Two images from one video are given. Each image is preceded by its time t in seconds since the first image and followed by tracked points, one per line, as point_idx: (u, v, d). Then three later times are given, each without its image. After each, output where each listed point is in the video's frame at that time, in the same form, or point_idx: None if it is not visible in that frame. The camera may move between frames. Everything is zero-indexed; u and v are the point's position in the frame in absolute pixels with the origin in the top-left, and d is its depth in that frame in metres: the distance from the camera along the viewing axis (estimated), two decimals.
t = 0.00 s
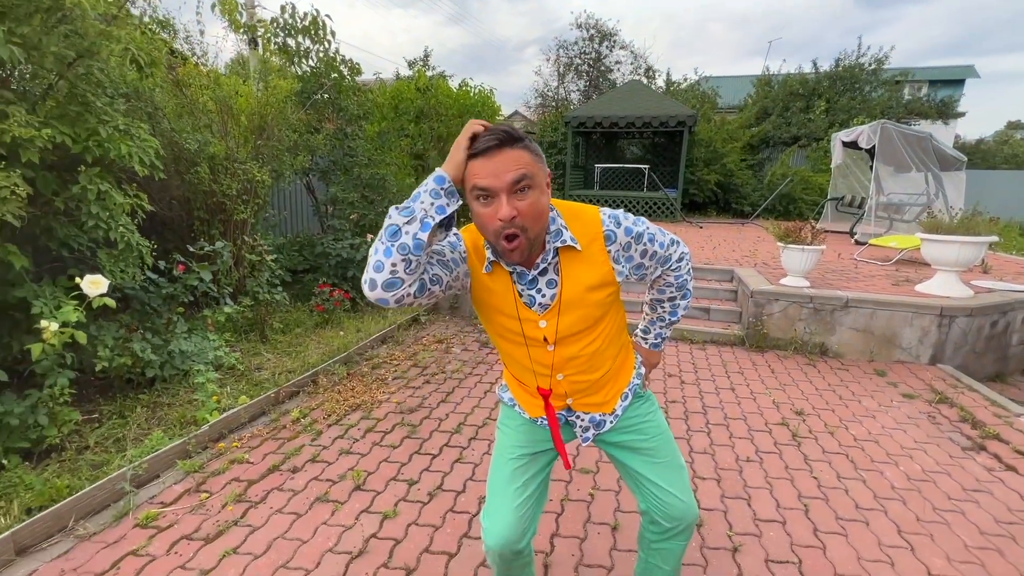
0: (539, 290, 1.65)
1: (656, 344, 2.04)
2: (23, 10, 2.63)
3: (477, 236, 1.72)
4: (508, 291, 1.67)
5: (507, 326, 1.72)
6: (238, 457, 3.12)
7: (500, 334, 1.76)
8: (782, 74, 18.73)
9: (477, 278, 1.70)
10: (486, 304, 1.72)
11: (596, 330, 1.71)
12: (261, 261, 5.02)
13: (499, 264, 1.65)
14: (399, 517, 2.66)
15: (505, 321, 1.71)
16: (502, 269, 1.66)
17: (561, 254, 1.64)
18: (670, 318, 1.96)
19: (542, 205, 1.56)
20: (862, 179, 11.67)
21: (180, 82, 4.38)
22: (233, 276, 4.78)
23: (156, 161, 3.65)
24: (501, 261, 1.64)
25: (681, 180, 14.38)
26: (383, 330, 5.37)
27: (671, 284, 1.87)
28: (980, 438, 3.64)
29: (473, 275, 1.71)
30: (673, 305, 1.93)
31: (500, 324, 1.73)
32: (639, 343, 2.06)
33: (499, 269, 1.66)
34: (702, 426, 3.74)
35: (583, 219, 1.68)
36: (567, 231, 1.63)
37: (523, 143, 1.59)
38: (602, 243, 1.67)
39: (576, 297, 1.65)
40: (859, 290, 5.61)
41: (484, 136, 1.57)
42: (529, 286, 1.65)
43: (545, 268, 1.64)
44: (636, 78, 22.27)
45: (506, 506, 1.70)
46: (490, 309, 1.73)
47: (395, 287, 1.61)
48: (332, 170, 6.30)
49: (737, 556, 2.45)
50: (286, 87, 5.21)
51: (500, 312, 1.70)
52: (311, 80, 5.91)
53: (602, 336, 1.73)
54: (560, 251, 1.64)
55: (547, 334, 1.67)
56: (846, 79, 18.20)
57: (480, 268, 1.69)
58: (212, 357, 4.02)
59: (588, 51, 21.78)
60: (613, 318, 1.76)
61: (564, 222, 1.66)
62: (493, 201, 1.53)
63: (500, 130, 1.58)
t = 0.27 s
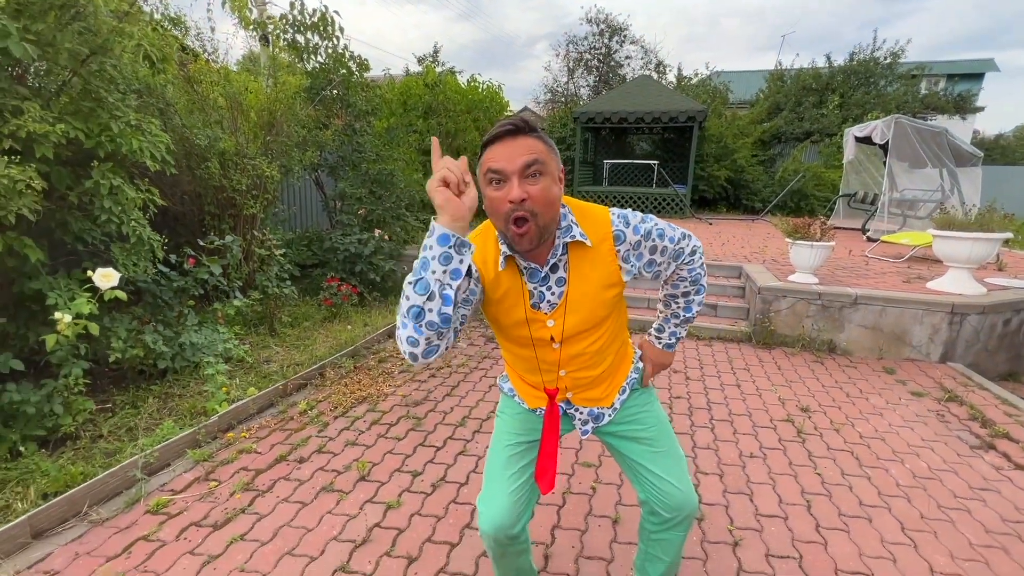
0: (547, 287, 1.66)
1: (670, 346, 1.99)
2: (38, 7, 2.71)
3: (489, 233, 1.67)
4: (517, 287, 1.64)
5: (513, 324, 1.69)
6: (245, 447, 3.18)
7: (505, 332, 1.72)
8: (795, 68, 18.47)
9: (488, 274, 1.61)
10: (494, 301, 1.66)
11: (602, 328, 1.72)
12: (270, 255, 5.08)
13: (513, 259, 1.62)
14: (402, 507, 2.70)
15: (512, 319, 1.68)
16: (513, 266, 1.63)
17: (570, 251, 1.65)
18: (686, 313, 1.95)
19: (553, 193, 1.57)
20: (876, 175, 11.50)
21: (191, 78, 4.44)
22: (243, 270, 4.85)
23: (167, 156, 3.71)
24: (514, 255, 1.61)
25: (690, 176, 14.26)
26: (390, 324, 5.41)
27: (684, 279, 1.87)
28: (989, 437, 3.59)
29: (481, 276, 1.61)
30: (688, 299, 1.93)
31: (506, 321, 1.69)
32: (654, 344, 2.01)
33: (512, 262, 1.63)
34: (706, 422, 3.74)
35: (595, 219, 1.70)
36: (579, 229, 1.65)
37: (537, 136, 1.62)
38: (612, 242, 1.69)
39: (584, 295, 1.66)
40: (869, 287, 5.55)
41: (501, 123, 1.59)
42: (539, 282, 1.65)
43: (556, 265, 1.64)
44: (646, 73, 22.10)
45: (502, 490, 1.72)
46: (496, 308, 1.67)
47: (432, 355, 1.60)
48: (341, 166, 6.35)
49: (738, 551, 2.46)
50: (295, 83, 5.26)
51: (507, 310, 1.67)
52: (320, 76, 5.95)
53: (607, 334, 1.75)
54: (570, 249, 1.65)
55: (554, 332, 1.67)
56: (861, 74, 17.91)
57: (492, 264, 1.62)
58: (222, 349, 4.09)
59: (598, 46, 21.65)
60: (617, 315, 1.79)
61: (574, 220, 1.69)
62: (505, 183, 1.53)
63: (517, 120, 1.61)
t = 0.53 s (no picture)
0: (546, 279, 1.64)
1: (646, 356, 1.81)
2: (55, 5, 2.78)
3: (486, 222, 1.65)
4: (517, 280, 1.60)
5: (513, 316, 1.64)
6: (254, 439, 3.23)
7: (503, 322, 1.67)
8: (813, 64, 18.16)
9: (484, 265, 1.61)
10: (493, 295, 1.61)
11: (599, 320, 1.71)
12: (281, 250, 5.14)
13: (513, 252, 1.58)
14: (405, 501, 2.72)
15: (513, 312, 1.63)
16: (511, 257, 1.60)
17: (572, 244, 1.63)
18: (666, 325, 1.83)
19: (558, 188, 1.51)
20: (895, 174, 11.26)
21: (205, 75, 4.50)
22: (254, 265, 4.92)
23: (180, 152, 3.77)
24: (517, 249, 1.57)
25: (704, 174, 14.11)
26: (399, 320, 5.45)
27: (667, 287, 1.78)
28: (1005, 442, 3.51)
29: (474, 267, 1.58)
30: (672, 311, 1.82)
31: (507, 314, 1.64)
32: (631, 355, 1.81)
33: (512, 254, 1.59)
34: (713, 421, 3.71)
35: (601, 213, 1.65)
36: (582, 221, 1.62)
37: (544, 126, 1.52)
38: (615, 238, 1.66)
39: (586, 289, 1.64)
40: (884, 288, 5.44)
41: (507, 115, 1.49)
42: (541, 274, 1.63)
43: (557, 256, 1.62)
44: (661, 69, 21.90)
45: (507, 472, 1.73)
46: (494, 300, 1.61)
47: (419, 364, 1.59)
48: (352, 162, 6.40)
49: (741, 552, 2.43)
50: (306, 80, 5.31)
51: (507, 301, 1.62)
52: (332, 73, 6.00)
53: (604, 325, 1.74)
54: (572, 241, 1.63)
55: (554, 324, 1.64)
56: (881, 70, 17.55)
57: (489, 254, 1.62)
58: (233, 342, 4.16)
59: (612, 42, 21.50)
60: (615, 307, 1.77)
61: (579, 212, 1.65)
62: (507, 181, 1.48)
63: (523, 109, 1.51)
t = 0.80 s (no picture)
0: (549, 266, 1.63)
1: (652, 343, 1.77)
2: (97, 8, 2.92)
3: (484, 206, 1.62)
4: (515, 267, 1.63)
5: (514, 303, 1.67)
6: (277, 429, 3.31)
7: (503, 307, 1.71)
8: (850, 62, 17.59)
9: (478, 251, 1.60)
10: (492, 280, 1.66)
11: (605, 308, 1.68)
12: (308, 246, 5.26)
13: (513, 236, 1.60)
14: (421, 494, 2.74)
15: (512, 298, 1.67)
16: (511, 241, 1.62)
17: (580, 229, 1.60)
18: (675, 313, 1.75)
19: (564, 172, 1.49)
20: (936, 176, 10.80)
21: (238, 75, 4.64)
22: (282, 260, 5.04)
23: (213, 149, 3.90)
24: (518, 233, 1.59)
25: (732, 174, 13.82)
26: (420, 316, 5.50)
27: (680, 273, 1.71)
28: None
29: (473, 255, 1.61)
30: (683, 298, 1.74)
31: (507, 300, 1.68)
32: (637, 345, 1.78)
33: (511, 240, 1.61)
34: (735, 426, 3.62)
35: (610, 196, 1.60)
36: (590, 204, 1.59)
37: (549, 107, 1.52)
38: (624, 222, 1.60)
39: (590, 275, 1.62)
40: (921, 293, 5.23)
41: (510, 97, 1.49)
42: (543, 259, 1.63)
43: (562, 242, 1.61)
44: (690, 68, 21.54)
45: (516, 466, 1.72)
46: (493, 284, 1.66)
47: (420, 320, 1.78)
48: (378, 161, 6.50)
49: (761, 560, 2.37)
50: (335, 80, 5.39)
51: (509, 287, 1.65)
52: (359, 73, 6.10)
53: (610, 314, 1.71)
54: (580, 225, 1.60)
55: (555, 311, 1.64)
56: (923, 68, 16.88)
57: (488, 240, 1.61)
58: (259, 335, 4.27)
59: (641, 41, 21.25)
60: (625, 295, 1.73)
61: (588, 194, 1.62)
62: (512, 165, 1.47)
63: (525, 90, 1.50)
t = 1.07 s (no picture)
0: (559, 258, 1.70)
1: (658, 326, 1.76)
2: (160, 13, 3.15)
3: (498, 196, 1.72)
4: (524, 257, 1.72)
5: (523, 290, 1.77)
6: (312, 411, 3.48)
7: (514, 293, 1.82)
8: (907, 59, 16.72)
9: (490, 240, 1.72)
10: (503, 268, 1.76)
11: (612, 300, 1.72)
12: (346, 240, 5.47)
13: (524, 228, 1.67)
14: (445, 478, 2.83)
15: (522, 285, 1.77)
16: (522, 232, 1.70)
17: (593, 225, 1.65)
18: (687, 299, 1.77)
19: (577, 168, 1.53)
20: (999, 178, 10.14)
21: (286, 76, 4.88)
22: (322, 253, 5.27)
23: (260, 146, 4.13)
24: (528, 225, 1.67)
25: (775, 176, 13.39)
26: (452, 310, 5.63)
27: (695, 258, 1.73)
28: None
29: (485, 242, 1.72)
30: (697, 285, 1.76)
31: (517, 287, 1.78)
32: (642, 328, 1.76)
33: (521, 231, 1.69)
34: (765, 428, 3.54)
35: (625, 194, 1.64)
36: (604, 200, 1.62)
37: (565, 102, 1.55)
38: (637, 220, 1.63)
39: (597, 269, 1.67)
40: (974, 300, 4.95)
41: (526, 92, 1.53)
42: (553, 252, 1.70)
43: (574, 237, 1.66)
44: (733, 68, 20.99)
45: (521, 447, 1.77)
46: (504, 271, 1.77)
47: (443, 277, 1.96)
48: (415, 159, 6.68)
49: (784, 561, 2.32)
50: (375, 81, 5.60)
51: (519, 276, 1.75)
52: (399, 74, 6.29)
53: (619, 307, 1.75)
54: (592, 222, 1.64)
55: (561, 302, 1.72)
56: (988, 64, 15.88)
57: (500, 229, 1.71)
58: (299, 323, 4.49)
59: (682, 41, 20.89)
60: (634, 291, 1.76)
61: (603, 190, 1.65)
62: (526, 162, 1.52)
63: (542, 84, 1.53)
